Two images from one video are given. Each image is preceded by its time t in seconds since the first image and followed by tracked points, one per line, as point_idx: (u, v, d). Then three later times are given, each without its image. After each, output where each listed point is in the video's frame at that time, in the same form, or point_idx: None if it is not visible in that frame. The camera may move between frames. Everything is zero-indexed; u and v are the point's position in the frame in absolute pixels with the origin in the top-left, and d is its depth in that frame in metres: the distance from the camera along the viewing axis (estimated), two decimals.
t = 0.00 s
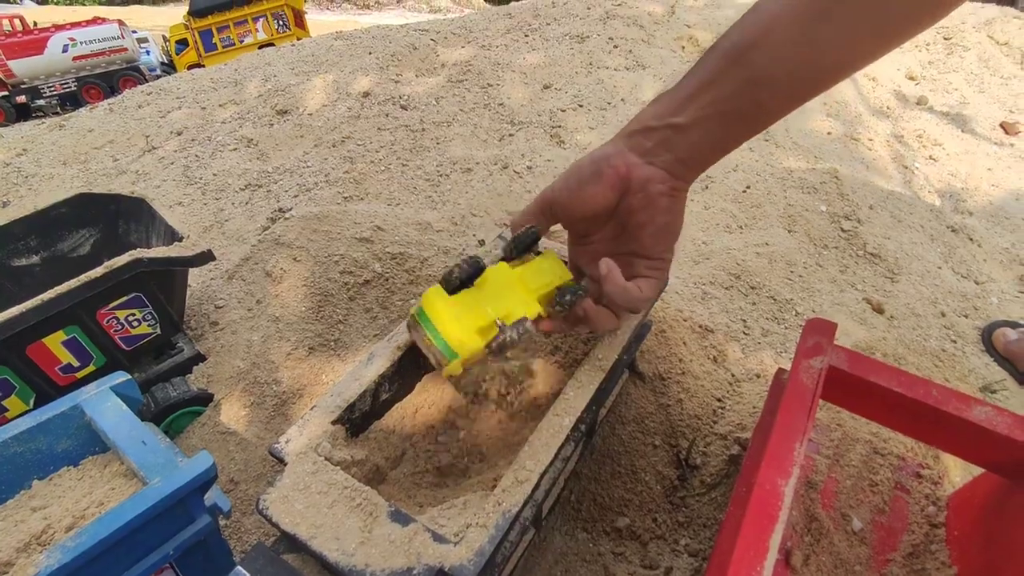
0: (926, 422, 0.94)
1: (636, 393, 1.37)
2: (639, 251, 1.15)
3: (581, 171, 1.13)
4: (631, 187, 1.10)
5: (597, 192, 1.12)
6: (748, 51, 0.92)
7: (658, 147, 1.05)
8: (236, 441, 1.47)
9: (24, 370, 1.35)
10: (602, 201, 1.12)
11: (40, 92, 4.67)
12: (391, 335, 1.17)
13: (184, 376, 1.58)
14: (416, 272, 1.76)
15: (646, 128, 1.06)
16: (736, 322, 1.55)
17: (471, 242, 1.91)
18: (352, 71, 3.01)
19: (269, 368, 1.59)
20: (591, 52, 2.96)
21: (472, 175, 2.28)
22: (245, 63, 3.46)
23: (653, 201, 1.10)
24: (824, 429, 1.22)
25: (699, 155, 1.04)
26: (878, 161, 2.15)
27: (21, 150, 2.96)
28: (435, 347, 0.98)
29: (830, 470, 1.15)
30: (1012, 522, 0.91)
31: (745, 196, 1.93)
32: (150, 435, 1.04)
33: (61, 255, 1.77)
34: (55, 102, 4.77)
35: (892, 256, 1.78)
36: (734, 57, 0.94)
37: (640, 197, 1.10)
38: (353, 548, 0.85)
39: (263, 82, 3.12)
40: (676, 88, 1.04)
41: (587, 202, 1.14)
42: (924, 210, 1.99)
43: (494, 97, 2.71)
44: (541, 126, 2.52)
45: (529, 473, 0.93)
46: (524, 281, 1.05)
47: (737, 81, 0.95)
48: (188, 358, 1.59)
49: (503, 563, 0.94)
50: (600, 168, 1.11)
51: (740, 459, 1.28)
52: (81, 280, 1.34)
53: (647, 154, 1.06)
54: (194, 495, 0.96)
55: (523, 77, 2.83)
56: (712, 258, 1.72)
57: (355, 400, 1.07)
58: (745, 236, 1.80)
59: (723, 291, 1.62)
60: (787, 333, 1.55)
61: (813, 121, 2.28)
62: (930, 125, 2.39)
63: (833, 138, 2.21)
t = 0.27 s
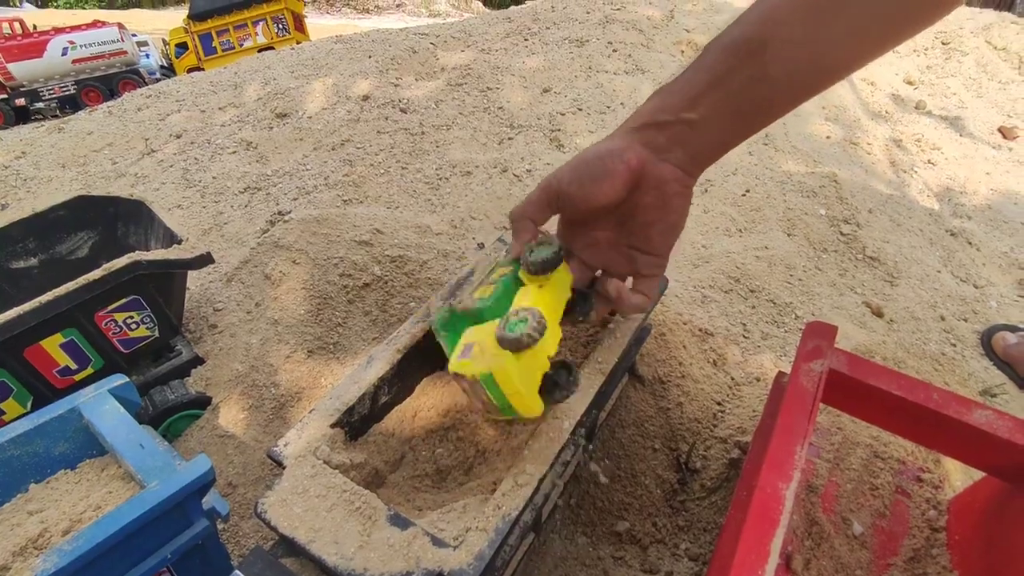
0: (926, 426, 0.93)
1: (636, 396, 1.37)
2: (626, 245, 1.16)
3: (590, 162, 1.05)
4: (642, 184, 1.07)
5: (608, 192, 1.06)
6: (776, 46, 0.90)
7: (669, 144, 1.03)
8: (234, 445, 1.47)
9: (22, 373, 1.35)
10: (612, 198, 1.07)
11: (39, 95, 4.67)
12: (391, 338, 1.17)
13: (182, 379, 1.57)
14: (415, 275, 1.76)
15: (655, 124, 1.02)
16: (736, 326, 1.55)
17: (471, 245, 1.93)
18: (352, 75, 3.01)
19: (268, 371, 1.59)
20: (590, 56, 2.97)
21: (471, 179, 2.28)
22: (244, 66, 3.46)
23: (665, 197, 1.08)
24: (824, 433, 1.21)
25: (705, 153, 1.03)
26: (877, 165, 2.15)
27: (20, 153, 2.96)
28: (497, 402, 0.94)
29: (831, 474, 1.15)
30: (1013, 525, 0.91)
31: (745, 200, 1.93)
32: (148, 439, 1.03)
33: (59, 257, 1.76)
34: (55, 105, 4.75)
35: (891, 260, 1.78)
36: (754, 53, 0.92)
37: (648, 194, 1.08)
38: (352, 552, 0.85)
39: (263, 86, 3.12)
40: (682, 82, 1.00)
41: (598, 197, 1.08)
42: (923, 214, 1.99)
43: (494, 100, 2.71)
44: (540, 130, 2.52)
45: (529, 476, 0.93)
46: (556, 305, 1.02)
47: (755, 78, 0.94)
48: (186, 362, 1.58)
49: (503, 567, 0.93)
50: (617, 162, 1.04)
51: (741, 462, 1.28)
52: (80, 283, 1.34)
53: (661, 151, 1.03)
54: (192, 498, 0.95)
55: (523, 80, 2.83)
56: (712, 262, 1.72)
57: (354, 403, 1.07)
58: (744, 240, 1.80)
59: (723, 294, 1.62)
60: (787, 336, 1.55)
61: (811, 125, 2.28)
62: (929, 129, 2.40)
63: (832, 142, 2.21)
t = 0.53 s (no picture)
0: (925, 428, 0.93)
1: (635, 399, 1.36)
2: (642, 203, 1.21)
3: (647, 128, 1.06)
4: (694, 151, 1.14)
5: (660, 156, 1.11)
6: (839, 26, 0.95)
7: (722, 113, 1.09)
8: (231, 447, 1.47)
9: (19, 375, 1.34)
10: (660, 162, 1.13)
11: (38, 98, 4.71)
12: (388, 340, 1.17)
13: (181, 381, 1.56)
14: (414, 277, 1.75)
15: (714, 88, 1.07)
16: (735, 328, 1.54)
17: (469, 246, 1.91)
18: (351, 77, 3.01)
19: (266, 374, 1.59)
20: (589, 59, 2.97)
21: (470, 181, 2.28)
22: (243, 69, 3.47)
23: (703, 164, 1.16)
24: (824, 435, 1.21)
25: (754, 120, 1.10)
26: (876, 168, 2.16)
27: (19, 155, 2.97)
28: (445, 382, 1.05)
29: (829, 477, 1.14)
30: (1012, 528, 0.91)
31: (743, 203, 1.93)
32: (145, 441, 1.03)
33: (57, 259, 1.76)
34: (53, 108, 4.77)
35: (890, 262, 1.78)
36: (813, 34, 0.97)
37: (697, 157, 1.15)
38: (349, 555, 0.84)
39: (262, 88, 3.12)
40: (743, 46, 1.03)
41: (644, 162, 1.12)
42: (921, 217, 1.99)
43: (493, 103, 2.71)
44: (539, 133, 2.52)
45: (527, 479, 0.93)
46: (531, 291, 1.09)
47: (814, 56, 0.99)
48: (183, 364, 1.57)
49: (501, 570, 0.93)
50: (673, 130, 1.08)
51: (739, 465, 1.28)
52: (77, 285, 1.34)
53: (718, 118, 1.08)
54: (188, 501, 0.95)
55: (522, 83, 2.83)
56: (710, 264, 1.71)
57: (352, 406, 1.06)
58: (743, 242, 1.80)
59: (721, 297, 1.61)
60: (785, 339, 1.54)
61: (810, 128, 2.28)
62: (927, 132, 2.40)
63: (831, 145, 2.22)
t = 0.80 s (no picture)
0: (924, 432, 0.93)
1: (634, 403, 1.35)
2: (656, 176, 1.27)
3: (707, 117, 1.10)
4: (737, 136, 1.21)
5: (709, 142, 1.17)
6: (889, 10, 1.03)
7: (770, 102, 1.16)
8: (229, 451, 1.46)
9: (16, 380, 1.34)
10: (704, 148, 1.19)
11: (37, 101, 4.71)
12: (387, 344, 1.17)
13: (178, 385, 1.56)
14: (413, 281, 1.74)
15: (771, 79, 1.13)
16: (734, 331, 1.54)
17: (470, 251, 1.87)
18: (350, 81, 3.01)
19: (264, 377, 1.58)
20: (588, 63, 2.97)
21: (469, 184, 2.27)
22: (242, 72, 3.47)
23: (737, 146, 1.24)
24: (823, 439, 1.21)
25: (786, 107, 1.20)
26: (874, 171, 2.16)
27: (17, 158, 2.97)
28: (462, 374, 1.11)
29: (829, 480, 1.14)
30: (1012, 532, 0.91)
31: (742, 206, 1.92)
32: (142, 446, 1.03)
33: (55, 263, 1.76)
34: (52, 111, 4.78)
35: (889, 265, 1.78)
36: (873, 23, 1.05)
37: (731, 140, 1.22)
38: (347, 560, 0.84)
39: (261, 91, 3.12)
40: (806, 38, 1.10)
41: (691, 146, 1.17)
42: (920, 220, 1.99)
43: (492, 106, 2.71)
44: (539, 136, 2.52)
45: (526, 484, 0.92)
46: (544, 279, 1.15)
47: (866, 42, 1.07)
48: (181, 368, 1.57)
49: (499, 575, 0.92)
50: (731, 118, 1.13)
51: (739, 469, 1.28)
52: (74, 289, 1.33)
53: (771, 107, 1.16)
54: (186, 506, 0.94)
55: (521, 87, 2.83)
56: (709, 267, 1.71)
57: (350, 410, 1.06)
58: (742, 245, 1.79)
59: (720, 300, 1.61)
60: (785, 342, 1.54)
61: (808, 132, 2.28)
62: (925, 135, 2.41)
63: (830, 148, 2.22)
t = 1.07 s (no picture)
0: (921, 430, 0.93)
1: (632, 403, 1.35)
2: (662, 139, 1.31)
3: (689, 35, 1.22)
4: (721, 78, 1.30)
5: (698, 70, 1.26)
6: None
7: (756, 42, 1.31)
8: (227, 452, 1.46)
9: (13, 380, 1.34)
10: (692, 77, 1.26)
11: (37, 103, 4.71)
12: (384, 344, 1.17)
13: (176, 386, 1.56)
14: (411, 281, 1.73)
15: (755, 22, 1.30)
16: (732, 331, 1.53)
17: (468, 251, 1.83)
18: (349, 83, 3.02)
19: (262, 378, 1.58)
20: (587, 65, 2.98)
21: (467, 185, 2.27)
22: (242, 74, 3.47)
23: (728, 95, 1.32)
24: (821, 439, 1.20)
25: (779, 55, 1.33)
26: (872, 172, 2.16)
27: (16, 160, 2.97)
28: (436, 263, 0.90)
29: (827, 480, 1.14)
30: (1009, 531, 0.90)
31: (740, 207, 1.92)
32: (138, 446, 1.03)
33: (53, 264, 1.76)
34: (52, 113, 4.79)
35: (887, 266, 1.78)
36: None
37: (725, 89, 1.31)
38: (343, 560, 0.84)
39: (260, 93, 3.13)
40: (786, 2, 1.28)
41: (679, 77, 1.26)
42: (918, 220, 1.99)
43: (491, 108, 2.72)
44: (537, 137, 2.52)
45: (523, 483, 0.92)
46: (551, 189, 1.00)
47: None
48: (178, 369, 1.58)
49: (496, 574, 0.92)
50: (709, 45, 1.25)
51: (737, 469, 1.28)
52: (72, 290, 1.34)
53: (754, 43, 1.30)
54: (182, 506, 0.94)
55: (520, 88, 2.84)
56: (708, 268, 1.70)
57: (347, 410, 1.06)
58: (740, 246, 1.79)
59: (719, 300, 1.61)
60: (783, 342, 1.54)
61: (806, 133, 2.28)
62: (923, 136, 2.42)
63: (828, 149, 2.22)
